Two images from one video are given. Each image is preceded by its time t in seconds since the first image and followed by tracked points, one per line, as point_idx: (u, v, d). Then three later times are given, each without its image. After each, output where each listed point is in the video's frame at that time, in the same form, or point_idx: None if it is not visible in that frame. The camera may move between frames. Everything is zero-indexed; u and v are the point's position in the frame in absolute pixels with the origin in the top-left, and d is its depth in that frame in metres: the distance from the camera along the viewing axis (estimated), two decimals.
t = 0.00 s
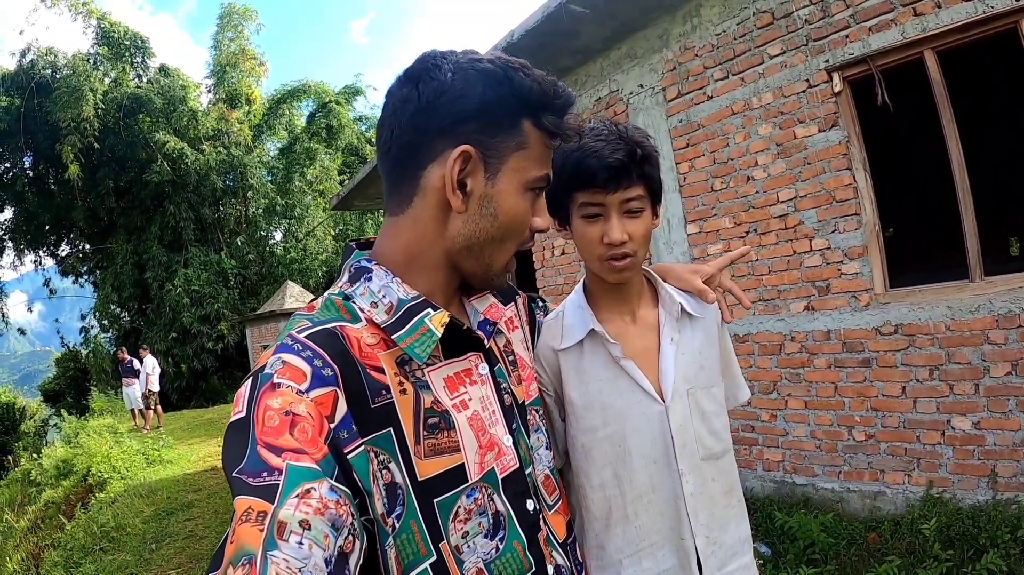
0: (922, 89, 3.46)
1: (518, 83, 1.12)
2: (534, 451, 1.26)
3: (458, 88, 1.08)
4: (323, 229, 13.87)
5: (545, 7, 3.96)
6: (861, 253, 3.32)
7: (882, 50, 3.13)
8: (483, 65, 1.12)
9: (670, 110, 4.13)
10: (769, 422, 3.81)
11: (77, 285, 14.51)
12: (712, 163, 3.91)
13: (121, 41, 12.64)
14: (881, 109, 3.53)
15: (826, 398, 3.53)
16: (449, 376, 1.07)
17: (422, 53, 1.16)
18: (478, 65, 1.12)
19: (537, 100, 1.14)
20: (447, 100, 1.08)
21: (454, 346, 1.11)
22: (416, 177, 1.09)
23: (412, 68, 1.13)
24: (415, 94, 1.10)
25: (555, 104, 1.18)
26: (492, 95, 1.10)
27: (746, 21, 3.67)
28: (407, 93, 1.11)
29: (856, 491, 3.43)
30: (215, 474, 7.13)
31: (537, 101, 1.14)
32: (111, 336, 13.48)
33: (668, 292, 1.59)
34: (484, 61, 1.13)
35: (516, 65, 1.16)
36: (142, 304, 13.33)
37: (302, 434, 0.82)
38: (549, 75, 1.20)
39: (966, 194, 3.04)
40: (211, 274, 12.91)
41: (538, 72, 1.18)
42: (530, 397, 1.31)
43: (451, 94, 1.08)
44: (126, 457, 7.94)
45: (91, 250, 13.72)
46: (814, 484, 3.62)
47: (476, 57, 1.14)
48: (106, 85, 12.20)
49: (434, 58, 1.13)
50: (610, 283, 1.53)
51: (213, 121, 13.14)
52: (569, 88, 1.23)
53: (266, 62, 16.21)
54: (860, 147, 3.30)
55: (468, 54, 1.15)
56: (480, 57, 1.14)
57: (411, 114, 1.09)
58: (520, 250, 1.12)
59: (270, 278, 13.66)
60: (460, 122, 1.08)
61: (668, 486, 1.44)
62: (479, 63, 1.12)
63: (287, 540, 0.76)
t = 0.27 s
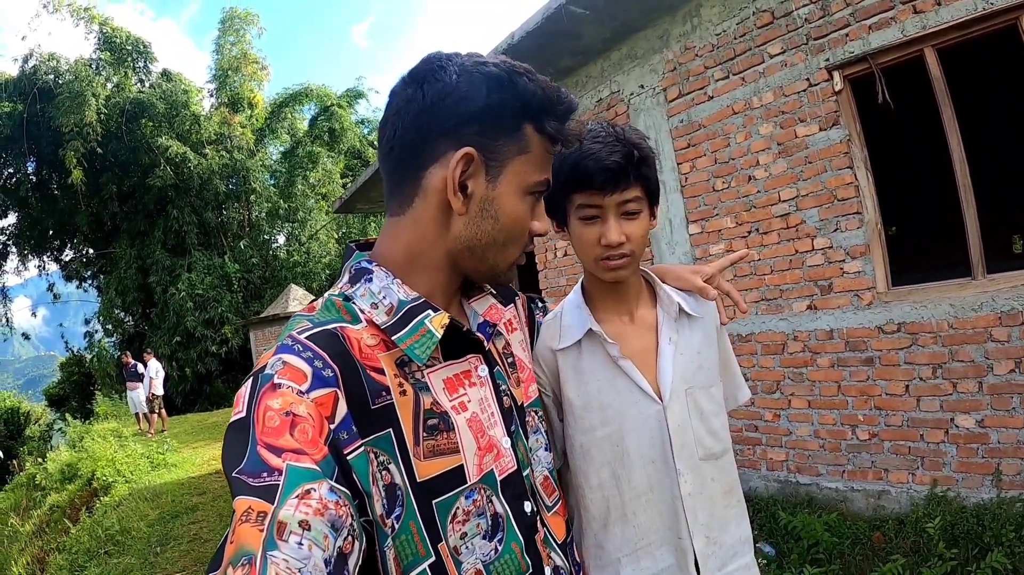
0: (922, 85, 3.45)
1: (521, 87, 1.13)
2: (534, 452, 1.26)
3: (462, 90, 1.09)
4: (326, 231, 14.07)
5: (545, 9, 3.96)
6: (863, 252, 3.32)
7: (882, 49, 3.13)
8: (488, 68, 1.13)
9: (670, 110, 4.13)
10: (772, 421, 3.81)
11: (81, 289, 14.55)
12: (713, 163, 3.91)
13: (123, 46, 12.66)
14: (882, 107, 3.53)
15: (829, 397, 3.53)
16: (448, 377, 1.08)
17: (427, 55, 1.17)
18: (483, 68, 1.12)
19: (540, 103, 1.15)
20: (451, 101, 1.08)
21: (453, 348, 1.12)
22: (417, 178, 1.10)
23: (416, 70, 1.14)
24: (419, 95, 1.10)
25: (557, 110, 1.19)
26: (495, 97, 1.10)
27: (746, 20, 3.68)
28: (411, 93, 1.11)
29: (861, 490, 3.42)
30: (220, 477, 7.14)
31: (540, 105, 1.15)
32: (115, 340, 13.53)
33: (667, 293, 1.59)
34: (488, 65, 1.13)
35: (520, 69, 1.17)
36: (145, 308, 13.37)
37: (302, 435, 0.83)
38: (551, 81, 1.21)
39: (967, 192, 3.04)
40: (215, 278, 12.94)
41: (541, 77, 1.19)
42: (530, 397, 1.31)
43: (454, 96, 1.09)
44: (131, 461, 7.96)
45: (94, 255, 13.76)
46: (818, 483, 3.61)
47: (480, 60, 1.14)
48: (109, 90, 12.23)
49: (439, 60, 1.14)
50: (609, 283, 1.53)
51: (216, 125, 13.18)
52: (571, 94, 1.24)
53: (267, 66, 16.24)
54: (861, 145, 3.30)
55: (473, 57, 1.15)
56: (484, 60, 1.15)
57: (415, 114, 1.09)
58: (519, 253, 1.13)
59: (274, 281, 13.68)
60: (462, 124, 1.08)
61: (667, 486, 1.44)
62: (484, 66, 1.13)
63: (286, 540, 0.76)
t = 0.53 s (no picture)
0: (925, 82, 3.43)
1: (523, 88, 1.13)
2: (533, 453, 1.26)
3: (463, 89, 1.10)
4: (330, 233, 14.12)
5: (546, 10, 3.97)
6: (866, 250, 3.30)
7: (884, 46, 3.12)
8: (490, 69, 1.13)
9: (672, 110, 4.13)
10: (777, 421, 3.79)
11: (86, 293, 14.61)
12: (716, 162, 3.90)
13: (126, 51, 12.70)
14: (884, 105, 3.51)
15: (834, 397, 3.52)
16: (445, 378, 1.07)
17: (430, 55, 1.17)
18: (484, 69, 1.13)
19: (541, 105, 1.15)
20: (453, 100, 1.09)
21: (450, 349, 1.11)
22: (416, 177, 1.10)
23: (419, 68, 1.15)
24: (421, 93, 1.11)
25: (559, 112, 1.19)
26: (497, 97, 1.10)
27: (747, 19, 3.67)
28: (413, 92, 1.12)
29: (866, 489, 3.41)
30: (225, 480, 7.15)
31: (541, 106, 1.15)
32: (120, 344, 13.59)
33: (668, 292, 1.58)
34: (491, 65, 1.14)
35: (523, 70, 1.17)
36: (150, 312, 13.41)
37: (299, 437, 0.83)
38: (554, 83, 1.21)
39: (971, 189, 3.03)
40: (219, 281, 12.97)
41: (544, 79, 1.20)
42: (529, 398, 1.31)
43: (456, 95, 1.09)
44: (136, 464, 7.99)
45: (99, 259, 13.81)
46: (823, 483, 3.59)
47: (482, 61, 1.15)
48: (113, 95, 12.28)
49: (442, 59, 1.15)
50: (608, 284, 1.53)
51: (219, 129, 13.23)
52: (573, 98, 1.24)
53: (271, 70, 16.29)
54: (864, 143, 3.29)
55: (475, 58, 1.16)
56: (487, 61, 1.16)
57: (416, 113, 1.10)
58: (517, 255, 1.12)
59: (278, 284, 13.71)
60: (463, 123, 1.08)
61: (670, 485, 1.43)
62: (486, 66, 1.13)
63: (282, 543, 0.76)
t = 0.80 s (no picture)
0: (926, 84, 3.44)
1: (524, 87, 1.14)
2: (536, 453, 1.26)
3: (464, 89, 1.10)
4: (330, 235, 14.12)
5: (547, 12, 3.98)
6: (867, 252, 3.30)
7: (884, 48, 3.12)
8: (491, 69, 1.13)
9: (673, 112, 4.13)
10: (778, 423, 3.80)
11: (86, 295, 14.61)
12: (717, 164, 3.91)
13: (126, 52, 12.71)
14: (885, 106, 3.52)
15: (835, 398, 3.52)
16: (449, 379, 1.08)
17: (430, 56, 1.18)
18: (485, 69, 1.13)
19: (543, 105, 1.16)
20: (453, 100, 1.09)
21: (454, 349, 1.12)
22: (419, 176, 1.10)
23: (420, 68, 1.15)
24: (422, 92, 1.11)
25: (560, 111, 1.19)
26: (497, 97, 1.11)
27: (747, 21, 3.68)
28: (414, 92, 1.13)
29: (868, 491, 3.41)
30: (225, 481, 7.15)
31: (542, 106, 1.15)
32: (120, 345, 13.59)
33: (673, 292, 1.59)
34: (491, 65, 1.14)
35: (523, 69, 1.17)
36: (150, 313, 13.41)
37: (302, 437, 0.83)
38: (554, 82, 1.22)
39: (972, 191, 3.03)
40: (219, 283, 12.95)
41: (544, 78, 1.20)
42: (532, 399, 1.32)
43: (456, 94, 1.10)
44: (136, 466, 7.98)
45: (100, 260, 13.81)
46: (824, 484, 3.59)
47: (483, 60, 1.15)
48: (113, 96, 12.28)
49: (442, 59, 1.15)
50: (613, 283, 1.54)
51: (219, 131, 13.24)
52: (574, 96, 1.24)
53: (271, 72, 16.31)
54: (865, 145, 3.30)
55: (476, 58, 1.16)
56: (488, 60, 1.16)
57: (417, 113, 1.10)
58: (519, 255, 1.13)
59: (278, 286, 13.71)
60: (465, 122, 1.09)
61: (675, 485, 1.43)
62: (486, 66, 1.13)
63: (286, 543, 0.76)
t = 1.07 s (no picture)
0: (924, 88, 3.46)
1: (543, 100, 1.15)
2: (539, 453, 1.26)
3: (484, 93, 1.11)
4: (328, 237, 14.13)
5: (547, 15, 4.00)
6: (866, 254, 3.32)
7: (883, 52, 3.15)
8: (513, 77, 1.14)
9: (673, 115, 4.15)
10: (777, 425, 3.81)
11: (83, 296, 14.58)
12: (716, 167, 3.92)
13: (125, 54, 12.74)
14: (884, 111, 3.54)
15: (833, 400, 3.53)
16: (450, 379, 1.08)
17: (456, 56, 1.19)
18: (507, 77, 1.14)
19: (558, 118, 1.16)
20: (472, 103, 1.10)
21: (456, 350, 1.12)
22: (430, 176, 1.11)
23: (442, 69, 1.16)
24: (442, 92, 1.12)
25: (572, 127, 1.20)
26: (516, 106, 1.11)
27: (747, 25, 3.70)
28: (435, 90, 1.13)
29: (866, 493, 3.42)
30: (223, 483, 7.14)
31: (558, 119, 1.16)
32: (117, 348, 13.58)
33: (677, 292, 1.60)
34: (513, 74, 1.15)
35: (543, 82, 1.18)
36: (148, 315, 13.39)
37: (304, 437, 0.83)
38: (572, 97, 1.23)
39: (970, 194, 3.05)
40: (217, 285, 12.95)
41: (562, 92, 1.21)
42: (535, 399, 1.32)
43: (476, 99, 1.10)
44: (134, 467, 7.96)
45: (97, 262, 13.79)
46: (823, 487, 3.60)
47: (507, 69, 1.16)
48: (111, 98, 12.28)
49: (466, 61, 1.16)
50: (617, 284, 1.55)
51: (218, 133, 13.25)
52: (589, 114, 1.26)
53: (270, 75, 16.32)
54: (864, 149, 3.32)
55: (501, 65, 1.17)
56: (512, 69, 1.17)
57: (434, 112, 1.11)
58: (522, 260, 1.13)
59: (276, 289, 13.71)
60: (482, 128, 1.10)
61: (679, 485, 1.44)
62: (508, 74, 1.14)
63: (288, 542, 0.76)
